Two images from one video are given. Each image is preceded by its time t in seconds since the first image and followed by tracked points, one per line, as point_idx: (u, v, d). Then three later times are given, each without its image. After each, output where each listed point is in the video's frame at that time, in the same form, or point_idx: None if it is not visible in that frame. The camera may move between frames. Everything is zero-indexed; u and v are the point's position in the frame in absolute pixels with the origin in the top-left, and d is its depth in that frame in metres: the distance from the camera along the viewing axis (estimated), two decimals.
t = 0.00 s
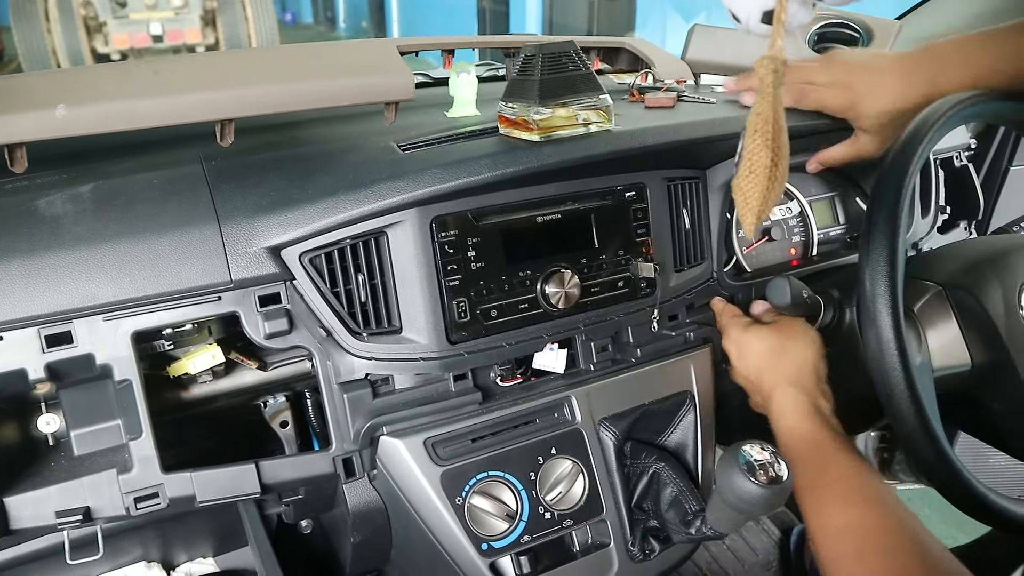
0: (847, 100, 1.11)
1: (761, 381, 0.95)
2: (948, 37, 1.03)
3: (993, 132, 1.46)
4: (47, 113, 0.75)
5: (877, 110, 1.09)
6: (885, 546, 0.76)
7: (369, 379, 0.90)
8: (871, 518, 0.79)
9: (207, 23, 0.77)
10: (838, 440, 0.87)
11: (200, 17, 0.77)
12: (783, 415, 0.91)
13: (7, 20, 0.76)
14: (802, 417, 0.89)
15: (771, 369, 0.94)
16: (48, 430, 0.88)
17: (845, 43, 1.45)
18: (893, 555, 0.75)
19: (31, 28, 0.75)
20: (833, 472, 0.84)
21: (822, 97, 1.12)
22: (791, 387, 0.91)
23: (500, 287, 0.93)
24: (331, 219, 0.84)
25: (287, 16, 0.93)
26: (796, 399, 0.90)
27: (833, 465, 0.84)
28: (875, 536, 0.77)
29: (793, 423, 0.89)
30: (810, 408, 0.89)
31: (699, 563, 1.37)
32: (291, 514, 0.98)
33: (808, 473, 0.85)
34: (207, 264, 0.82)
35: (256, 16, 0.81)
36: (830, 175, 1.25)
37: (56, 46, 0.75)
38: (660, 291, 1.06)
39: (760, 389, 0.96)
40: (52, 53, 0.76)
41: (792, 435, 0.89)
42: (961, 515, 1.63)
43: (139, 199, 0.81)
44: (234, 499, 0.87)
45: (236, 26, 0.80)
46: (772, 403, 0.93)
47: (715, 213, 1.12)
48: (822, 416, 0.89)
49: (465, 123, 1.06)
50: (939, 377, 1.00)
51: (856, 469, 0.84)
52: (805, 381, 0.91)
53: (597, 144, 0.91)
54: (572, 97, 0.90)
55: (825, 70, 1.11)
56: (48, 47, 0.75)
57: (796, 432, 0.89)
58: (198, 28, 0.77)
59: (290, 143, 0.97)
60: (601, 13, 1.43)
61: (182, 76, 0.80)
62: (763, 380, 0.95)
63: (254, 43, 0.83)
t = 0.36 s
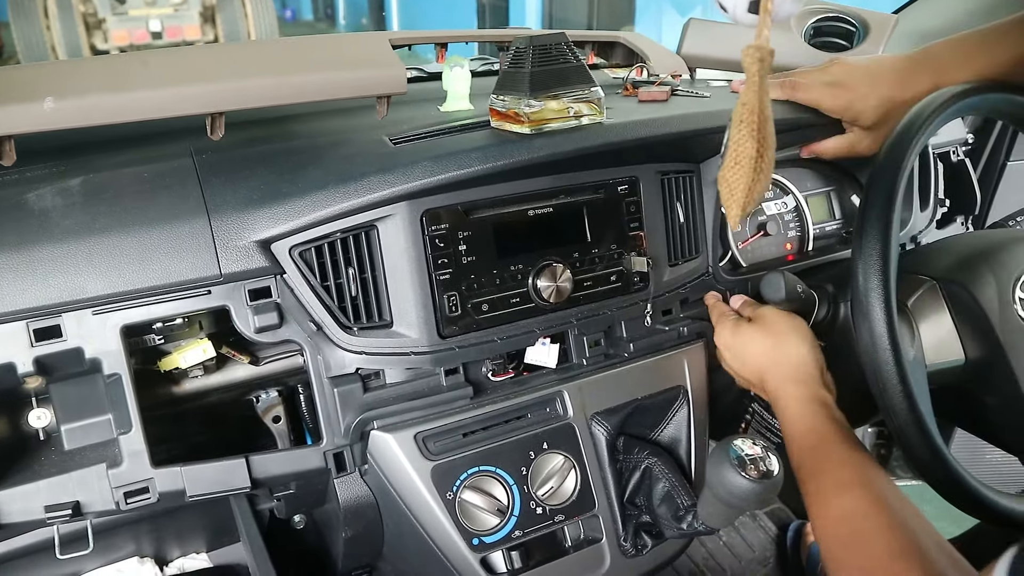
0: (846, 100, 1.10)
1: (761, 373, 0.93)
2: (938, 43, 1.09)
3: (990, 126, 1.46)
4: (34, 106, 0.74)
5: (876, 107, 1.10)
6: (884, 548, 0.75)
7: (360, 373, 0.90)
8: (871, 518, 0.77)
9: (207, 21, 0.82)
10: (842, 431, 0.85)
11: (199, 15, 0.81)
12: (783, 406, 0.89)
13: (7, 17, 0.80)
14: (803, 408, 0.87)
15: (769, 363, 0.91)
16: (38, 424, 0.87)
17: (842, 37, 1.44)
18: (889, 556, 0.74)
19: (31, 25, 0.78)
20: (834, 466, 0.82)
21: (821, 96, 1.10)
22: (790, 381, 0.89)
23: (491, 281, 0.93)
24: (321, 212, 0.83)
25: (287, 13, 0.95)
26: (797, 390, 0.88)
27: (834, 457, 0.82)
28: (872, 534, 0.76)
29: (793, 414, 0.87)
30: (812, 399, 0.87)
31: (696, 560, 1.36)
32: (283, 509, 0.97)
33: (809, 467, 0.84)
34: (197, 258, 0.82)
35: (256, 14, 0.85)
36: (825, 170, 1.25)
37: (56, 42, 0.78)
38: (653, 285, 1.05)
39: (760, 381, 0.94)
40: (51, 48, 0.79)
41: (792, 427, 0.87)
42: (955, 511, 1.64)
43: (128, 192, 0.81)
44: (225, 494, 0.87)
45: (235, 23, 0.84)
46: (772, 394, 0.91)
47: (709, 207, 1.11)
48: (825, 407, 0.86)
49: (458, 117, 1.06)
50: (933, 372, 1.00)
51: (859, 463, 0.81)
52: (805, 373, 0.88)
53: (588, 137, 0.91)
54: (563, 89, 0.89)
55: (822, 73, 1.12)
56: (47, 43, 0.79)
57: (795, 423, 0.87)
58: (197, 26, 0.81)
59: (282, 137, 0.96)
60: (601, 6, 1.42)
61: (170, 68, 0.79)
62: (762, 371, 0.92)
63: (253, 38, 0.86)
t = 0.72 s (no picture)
0: (847, 98, 1.10)
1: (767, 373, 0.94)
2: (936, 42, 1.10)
3: (989, 125, 1.46)
4: (34, 104, 0.74)
5: (877, 105, 1.09)
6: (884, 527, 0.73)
7: (359, 372, 0.90)
8: (873, 500, 0.76)
9: (206, 18, 0.82)
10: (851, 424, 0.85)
11: (199, 12, 0.81)
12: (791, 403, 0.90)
13: (6, 16, 0.79)
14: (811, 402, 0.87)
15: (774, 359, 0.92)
16: (38, 422, 0.87)
17: (841, 36, 1.44)
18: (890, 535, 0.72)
19: (31, 23, 0.78)
20: (840, 457, 0.82)
21: (821, 94, 1.10)
22: (796, 375, 0.89)
23: (491, 280, 0.93)
24: (321, 211, 0.83)
25: (287, 10, 0.96)
26: (804, 385, 0.89)
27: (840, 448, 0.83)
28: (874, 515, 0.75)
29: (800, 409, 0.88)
30: (819, 394, 0.87)
31: (696, 559, 1.36)
32: (282, 508, 0.97)
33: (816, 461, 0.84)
34: (196, 256, 0.82)
35: (255, 12, 0.86)
36: (825, 169, 1.25)
37: (55, 39, 0.78)
38: (652, 284, 1.05)
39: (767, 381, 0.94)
40: (50, 46, 0.78)
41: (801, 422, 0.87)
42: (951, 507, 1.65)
43: (127, 190, 0.81)
44: (224, 492, 0.87)
45: (235, 20, 0.84)
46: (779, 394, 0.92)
47: (709, 206, 1.11)
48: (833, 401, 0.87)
49: (457, 116, 1.06)
50: (931, 372, 1.00)
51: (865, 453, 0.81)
52: (810, 369, 0.89)
53: (588, 135, 0.90)
54: (562, 87, 0.89)
55: (822, 73, 1.12)
56: (46, 40, 0.78)
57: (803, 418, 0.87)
58: (196, 23, 0.81)
59: (281, 135, 0.96)
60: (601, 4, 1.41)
61: (170, 67, 0.80)
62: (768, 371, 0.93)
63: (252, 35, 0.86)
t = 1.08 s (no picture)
0: (853, 98, 1.10)
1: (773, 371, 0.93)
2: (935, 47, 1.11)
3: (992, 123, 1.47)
4: (43, 106, 0.74)
5: (883, 106, 1.10)
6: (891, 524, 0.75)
7: (366, 371, 0.90)
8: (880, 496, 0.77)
9: (206, 17, 0.80)
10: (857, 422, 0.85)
11: (199, 11, 0.79)
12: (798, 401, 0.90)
13: (5, 14, 0.77)
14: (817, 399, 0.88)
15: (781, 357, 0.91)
16: (46, 422, 0.87)
17: (844, 36, 1.44)
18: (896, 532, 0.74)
19: (31, 20, 0.77)
20: (847, 455, 0.82)
21: (827, 95, 1.10)
22: (803, 373, 0.89)
23: (497, 280, 0.93)
24: (328, 211, 0.84)
25: (286, 8, 0.92)
26: (811, 383, 0.89)
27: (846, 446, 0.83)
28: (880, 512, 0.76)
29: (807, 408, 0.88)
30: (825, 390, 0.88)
31: (700, 558, 1.36)
32: (289, 506, 0.98)
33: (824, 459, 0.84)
34: (205, 256, 0.82)
35: (256, 11, 0.84)
36: (828, 168, 1.25)
37: (54, 38, 0.77)
38: (657, 283, 1.06)
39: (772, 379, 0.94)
40: (50, 44, 0.78)
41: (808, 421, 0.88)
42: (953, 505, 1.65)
43: (136, 191, 0.82)
44: (233, 491, 0.87)
45: (235, 19, 0.83)
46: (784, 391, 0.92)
47: (713, 205, 1.11)
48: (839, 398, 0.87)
49: (462, 116, 1.06)
50: (936, 369, 1.01)
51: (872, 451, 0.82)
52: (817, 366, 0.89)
53: (593, 136, 0.91)
54: (568, 89, 0.90)
55: (827, 73, 1.12)
56: (46, 38, 0.78)
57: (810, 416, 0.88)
58: (196, 22, 0.79)
59: (287, 136, 0.97)
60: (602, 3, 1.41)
61: (178, 69, 0.80)
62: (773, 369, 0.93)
63: (253, 36, 0.85)
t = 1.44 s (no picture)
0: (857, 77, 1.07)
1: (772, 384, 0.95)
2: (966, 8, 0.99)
3: (987, 119, 1.46)
4: (32, 103, 0.74)
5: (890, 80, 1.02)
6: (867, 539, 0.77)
7: (358, 368, 0.90)
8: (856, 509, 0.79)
9: (204, 14, 0.84)
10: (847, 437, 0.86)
11: (195, 9, 0.83)
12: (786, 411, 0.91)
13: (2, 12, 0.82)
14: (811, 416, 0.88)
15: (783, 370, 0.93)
16: (39, 420, 0.87)
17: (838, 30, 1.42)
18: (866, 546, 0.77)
19: (27, 20, 0.81)
20: (830, 464, 0.83)
21: (828, 76, 1.09)
22: (801, 386, 0.90)
23: (488, 276, 0.93)
24: (318, 208, 0.84)
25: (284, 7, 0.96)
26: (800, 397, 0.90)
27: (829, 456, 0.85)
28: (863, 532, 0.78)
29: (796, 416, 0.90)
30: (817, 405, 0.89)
31: (696, 556, 1.36)
32: (282, 503, 0.98)
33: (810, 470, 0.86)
34: (195, 253, 0.82)
35: (252, 8, 0.88)
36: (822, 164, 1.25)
37: (51, 36, 0.81)
38: (649, 280, 1.05)
39: (768, 390, 0.95)
40: (47, 42, 0.82)
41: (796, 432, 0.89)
42: (951, 503, 1.64)
43: (126, 189, 0.82)
44: (224, 489, 0.88)
45: (231, 16, 0.87)
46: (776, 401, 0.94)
47: (705, 201, 1.11)
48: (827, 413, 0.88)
49: (454, 113, 1.06)
50: (928, 365, 1.01)
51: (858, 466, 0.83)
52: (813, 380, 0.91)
53: (585, 132, 0.91)
54: (560, 85, 0.90)
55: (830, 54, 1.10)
56: (43, 37, 0.82)
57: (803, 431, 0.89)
58: (193, 20, 0.83)
59: (279, 134, 0.97)
60: None
61: (166, 66, 0.80)
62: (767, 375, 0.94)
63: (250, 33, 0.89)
